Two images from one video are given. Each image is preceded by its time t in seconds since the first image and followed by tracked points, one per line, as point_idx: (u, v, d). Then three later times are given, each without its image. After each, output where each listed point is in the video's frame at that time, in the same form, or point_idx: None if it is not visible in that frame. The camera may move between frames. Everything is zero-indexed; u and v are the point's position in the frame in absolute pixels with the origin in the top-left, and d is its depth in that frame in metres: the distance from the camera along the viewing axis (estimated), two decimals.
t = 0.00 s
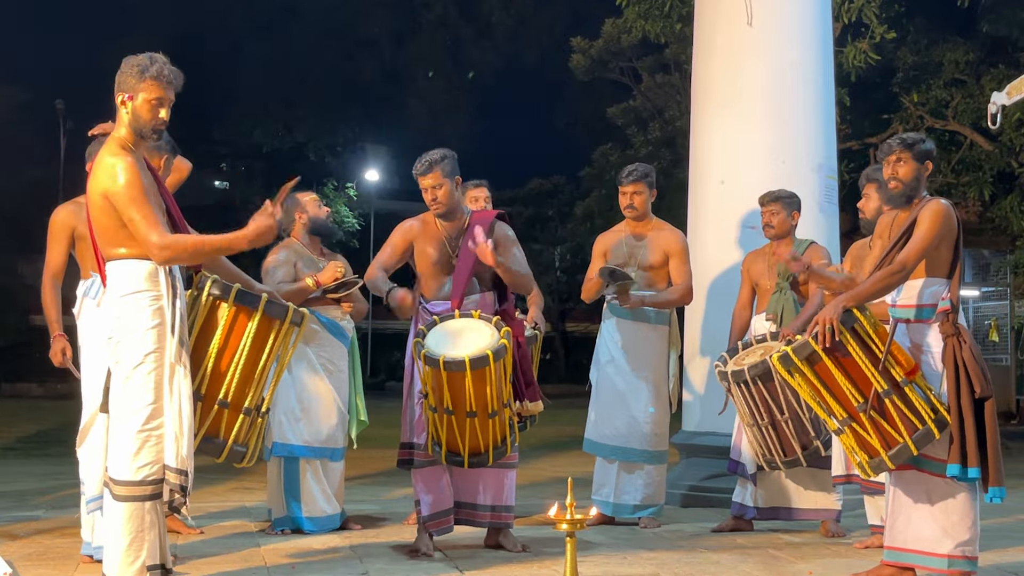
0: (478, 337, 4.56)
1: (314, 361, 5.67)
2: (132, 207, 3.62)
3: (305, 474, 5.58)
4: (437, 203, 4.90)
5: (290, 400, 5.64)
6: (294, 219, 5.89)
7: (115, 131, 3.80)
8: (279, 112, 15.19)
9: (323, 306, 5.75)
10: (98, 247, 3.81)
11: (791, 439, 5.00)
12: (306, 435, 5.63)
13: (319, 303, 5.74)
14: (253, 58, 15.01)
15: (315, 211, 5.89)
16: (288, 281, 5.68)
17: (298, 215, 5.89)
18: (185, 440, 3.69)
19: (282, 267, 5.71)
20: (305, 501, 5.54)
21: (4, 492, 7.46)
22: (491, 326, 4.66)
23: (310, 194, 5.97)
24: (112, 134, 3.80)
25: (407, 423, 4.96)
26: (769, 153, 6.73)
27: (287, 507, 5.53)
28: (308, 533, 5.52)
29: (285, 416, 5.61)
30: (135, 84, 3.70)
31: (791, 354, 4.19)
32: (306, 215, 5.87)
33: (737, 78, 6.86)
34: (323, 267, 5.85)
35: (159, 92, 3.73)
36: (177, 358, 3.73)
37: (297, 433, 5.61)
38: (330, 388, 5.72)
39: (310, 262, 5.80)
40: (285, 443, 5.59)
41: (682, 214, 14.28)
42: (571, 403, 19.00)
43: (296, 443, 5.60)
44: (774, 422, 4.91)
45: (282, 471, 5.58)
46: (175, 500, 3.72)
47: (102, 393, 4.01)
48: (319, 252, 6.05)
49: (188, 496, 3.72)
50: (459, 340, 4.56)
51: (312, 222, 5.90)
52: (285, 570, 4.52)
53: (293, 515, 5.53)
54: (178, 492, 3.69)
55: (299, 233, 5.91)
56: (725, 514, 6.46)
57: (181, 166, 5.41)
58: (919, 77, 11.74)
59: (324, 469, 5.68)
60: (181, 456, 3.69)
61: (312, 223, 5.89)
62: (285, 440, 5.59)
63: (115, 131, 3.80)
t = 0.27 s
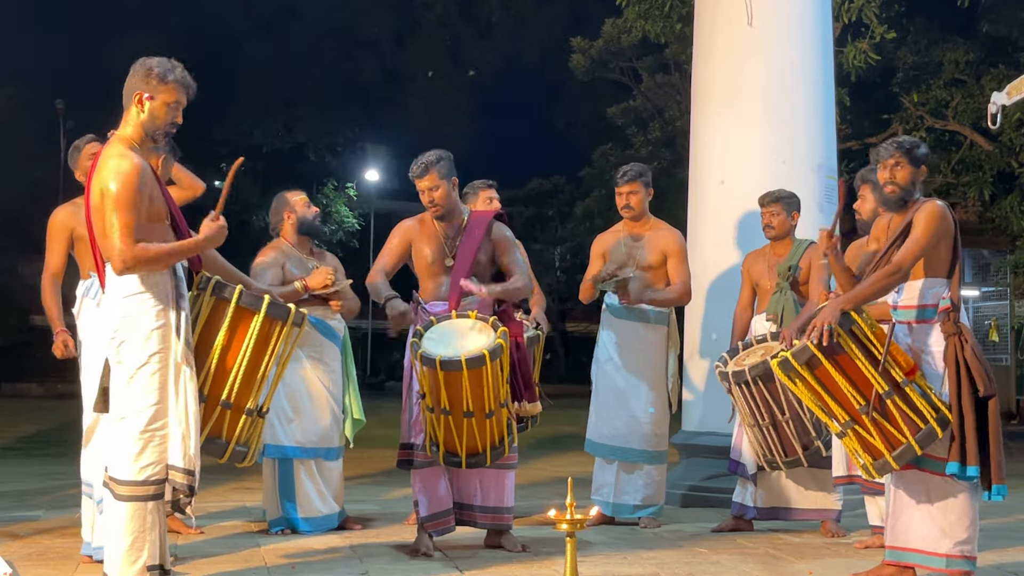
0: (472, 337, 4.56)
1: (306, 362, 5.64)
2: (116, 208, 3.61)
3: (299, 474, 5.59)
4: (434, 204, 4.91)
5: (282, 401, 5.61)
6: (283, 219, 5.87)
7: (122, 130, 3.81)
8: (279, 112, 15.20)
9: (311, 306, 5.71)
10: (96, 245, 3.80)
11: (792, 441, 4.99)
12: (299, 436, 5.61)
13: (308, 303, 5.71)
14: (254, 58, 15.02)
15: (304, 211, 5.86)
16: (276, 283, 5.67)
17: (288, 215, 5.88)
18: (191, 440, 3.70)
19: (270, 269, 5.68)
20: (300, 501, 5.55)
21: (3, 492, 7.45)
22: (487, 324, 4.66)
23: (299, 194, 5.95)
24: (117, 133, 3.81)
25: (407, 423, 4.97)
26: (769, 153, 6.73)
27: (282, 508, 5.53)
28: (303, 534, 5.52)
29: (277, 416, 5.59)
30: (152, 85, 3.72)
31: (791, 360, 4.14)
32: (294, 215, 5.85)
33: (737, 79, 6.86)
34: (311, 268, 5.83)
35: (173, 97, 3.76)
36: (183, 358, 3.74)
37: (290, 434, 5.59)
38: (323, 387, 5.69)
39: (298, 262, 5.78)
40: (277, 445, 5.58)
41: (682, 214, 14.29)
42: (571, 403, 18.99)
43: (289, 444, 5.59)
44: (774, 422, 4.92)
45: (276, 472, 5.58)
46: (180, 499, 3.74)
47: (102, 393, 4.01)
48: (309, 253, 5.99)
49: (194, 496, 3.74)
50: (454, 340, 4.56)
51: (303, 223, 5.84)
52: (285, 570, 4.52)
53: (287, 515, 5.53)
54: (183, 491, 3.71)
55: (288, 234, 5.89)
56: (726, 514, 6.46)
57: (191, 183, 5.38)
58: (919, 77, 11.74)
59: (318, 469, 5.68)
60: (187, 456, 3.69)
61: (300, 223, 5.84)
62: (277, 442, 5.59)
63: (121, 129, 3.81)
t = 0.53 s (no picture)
0: (468, 338, 4.55)
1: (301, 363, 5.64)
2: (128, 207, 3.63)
3: (295, 474, 5.59)
4: (434, 208, 4.88)
5: (277, 402, 5.60)
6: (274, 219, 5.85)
7: (119, 130, 3.81)
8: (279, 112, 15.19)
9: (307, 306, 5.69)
10: (95, 246, 3.81)
11: (791, 440, 4.99)
12: (294, 437, 5.60)
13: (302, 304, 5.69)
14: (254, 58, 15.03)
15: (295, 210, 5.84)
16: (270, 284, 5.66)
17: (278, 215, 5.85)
18: (187, 439, 3.69)
19: (263, 270, 5.67)
20: (296, 502, 5.55)
21: (3, 492, 7.45)
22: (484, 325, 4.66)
23: (290, 194, 5.93)
24: (114, 134, 3.80)
25: (407, 423, 5.01)
26: (769, 153, 6.72)
27: (278, 508, 5.53)
28: (300, 534, 5.52)
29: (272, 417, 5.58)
30: (145, 85, 3.72)
31: (791, 356, 4.18)
32: (285, 216, 5.83)
33: (737, 78, 6.86)
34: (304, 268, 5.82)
35: (166, 97, 3.75)
36: (179, 358, 3.73)
37: (285, 434, 5.58)
38: (317, 387, 5.70)
39: (289, 263, 5.77)
40: (273, 446, 5.56)
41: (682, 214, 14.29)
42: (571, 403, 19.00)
43: (284, 445, 5.58)
44: (774, 423, 4.92)
45: (272, 472, 5.57)
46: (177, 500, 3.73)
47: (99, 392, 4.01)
48: (301, 253, 5.98)
49: (189, 496, 3.72)
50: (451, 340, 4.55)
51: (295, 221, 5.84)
52: (285, 570, 4.52)
53: (283, 515, 5.53)
54: (179, 492, 3.70)
55: (280, 235, 5.87)
56: (725, 514, 6.46)
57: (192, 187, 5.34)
58: (919, 77, 11.74)
59: (313, 468, 5.68)
60: (184, 456, 3.69)
61: (290, 223, 5.83)
62: (273, 444, 5.56)
63: (118, 130, 3.81)
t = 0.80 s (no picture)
0: (465, 337, 4.54)
1: (299, 364, 5.63)
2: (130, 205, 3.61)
3: (293, 474, 5.58)
4: (434, 208, 4.86)
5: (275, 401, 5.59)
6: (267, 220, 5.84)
7: (118, 129, 3.81)
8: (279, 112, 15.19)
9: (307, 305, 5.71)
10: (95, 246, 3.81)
11: (792, 439, 5.00)
12: (292, 436, 5.59)
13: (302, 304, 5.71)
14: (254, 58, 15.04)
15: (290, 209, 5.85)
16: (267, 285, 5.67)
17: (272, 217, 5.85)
18: (186, 438, 3.69)
19: (260, 271, 5.69)
20: (294, 502, 5.55)
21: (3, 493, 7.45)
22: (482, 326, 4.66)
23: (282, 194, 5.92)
24: (114, 133, 3.81)
25: (406, 423, 5.05)
26: (769, 153, 6.72)
27: (276, 508, 5.51)
28: (299, 534, 5.52)
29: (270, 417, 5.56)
30: (145, 84, 3.72)
31: (790, 358, 4.18)
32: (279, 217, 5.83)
33: (737, 78, 6.86)
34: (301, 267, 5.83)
35: (166, 95, 3.76)
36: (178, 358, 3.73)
37: (283, 434, 5.57)
38: (315, 387, 5.69)
39: (287, 263, 5.78)
40: (271, 446, 5.54)
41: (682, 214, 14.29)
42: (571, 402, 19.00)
43: (283, 445, 5.57)
44: (774, 422, 4.92)
45: (271, 472, 5.56)
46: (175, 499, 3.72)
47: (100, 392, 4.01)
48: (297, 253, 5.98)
49: (189, 495, 3.72)
50: (448, 340, 4.54)
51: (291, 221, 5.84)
52: (285, 570, 4.52)
53: (282, 515, 5.52)
54: (178, 491, 3.69)
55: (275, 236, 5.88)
56: (725, 514, 6.46)
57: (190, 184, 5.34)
58: (919, 77, 11.74)
59: (312, 468, 5.67)
60: (183, 455, 3.69)
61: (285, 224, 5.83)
62: (272, 443, 5.55)
63: (118, 128, 3.81)
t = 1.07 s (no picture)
0: (463, 338, 4.54)
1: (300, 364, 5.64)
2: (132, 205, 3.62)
3: (294, 474, 5.58)
4: (433, 209, 4.87)
5: (276, 401, 5.59)
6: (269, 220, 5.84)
7: (117, 130, 3.81)
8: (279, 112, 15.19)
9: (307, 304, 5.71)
10: (93, 246, 3.81)
11: (791, 438, 5.00)
12: (293, 436, 5.60)
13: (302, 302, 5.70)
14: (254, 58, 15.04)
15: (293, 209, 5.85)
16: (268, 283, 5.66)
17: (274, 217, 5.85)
18: (182, 438, 3.69)
19: (261, 270, 5.68)
20: (294, 502, 5.55)
21: (3, 492, 7.45)
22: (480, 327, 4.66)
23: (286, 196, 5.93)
24: (113, 134, 3.80)
25: (405, 423, 5.07)
26: (769, 153, 6.72)
27: (277, 507, 5.51)
28: (299, 534, 5.52)
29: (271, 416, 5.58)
30: (144, 86, 3.72)
31: (790, 356, 4.21)
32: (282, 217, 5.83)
33: (737, 78, 6.86)
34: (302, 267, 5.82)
35: (166, 97, 3.76)
36: (174, 357, 3.72)
37: (284, 434, 5.59)
38: (316, 387, 5.70)
39: (287, 262, 5.77)
40: (272, 446, 5.55)
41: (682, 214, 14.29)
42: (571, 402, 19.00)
43: (284, 444, 5.58)
44: (773, 422, 4.92)
45: (272, 472, 5.56)
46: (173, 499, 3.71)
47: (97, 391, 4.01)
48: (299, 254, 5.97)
49: (187, 495, 3.71)
50: (446, 341, 4.54)
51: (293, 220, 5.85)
52: (285, 570, 4.51)
53: (282, 515, 5.51)
54: (176, 490, 3.68)
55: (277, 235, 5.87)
56: (725, 514, 6.45)
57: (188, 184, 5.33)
58: (919, 77, 11.73)
59: (313, 468, 5.68)
60: (179, 455, 3.69)
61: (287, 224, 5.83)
62: (272, 443, 5.56)
63: (116, 129, 3.81)
